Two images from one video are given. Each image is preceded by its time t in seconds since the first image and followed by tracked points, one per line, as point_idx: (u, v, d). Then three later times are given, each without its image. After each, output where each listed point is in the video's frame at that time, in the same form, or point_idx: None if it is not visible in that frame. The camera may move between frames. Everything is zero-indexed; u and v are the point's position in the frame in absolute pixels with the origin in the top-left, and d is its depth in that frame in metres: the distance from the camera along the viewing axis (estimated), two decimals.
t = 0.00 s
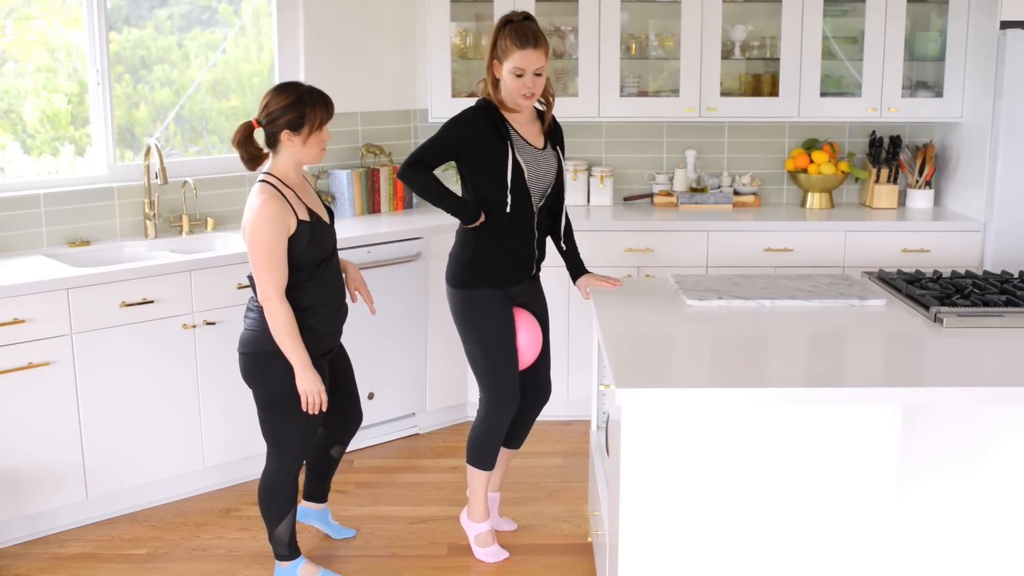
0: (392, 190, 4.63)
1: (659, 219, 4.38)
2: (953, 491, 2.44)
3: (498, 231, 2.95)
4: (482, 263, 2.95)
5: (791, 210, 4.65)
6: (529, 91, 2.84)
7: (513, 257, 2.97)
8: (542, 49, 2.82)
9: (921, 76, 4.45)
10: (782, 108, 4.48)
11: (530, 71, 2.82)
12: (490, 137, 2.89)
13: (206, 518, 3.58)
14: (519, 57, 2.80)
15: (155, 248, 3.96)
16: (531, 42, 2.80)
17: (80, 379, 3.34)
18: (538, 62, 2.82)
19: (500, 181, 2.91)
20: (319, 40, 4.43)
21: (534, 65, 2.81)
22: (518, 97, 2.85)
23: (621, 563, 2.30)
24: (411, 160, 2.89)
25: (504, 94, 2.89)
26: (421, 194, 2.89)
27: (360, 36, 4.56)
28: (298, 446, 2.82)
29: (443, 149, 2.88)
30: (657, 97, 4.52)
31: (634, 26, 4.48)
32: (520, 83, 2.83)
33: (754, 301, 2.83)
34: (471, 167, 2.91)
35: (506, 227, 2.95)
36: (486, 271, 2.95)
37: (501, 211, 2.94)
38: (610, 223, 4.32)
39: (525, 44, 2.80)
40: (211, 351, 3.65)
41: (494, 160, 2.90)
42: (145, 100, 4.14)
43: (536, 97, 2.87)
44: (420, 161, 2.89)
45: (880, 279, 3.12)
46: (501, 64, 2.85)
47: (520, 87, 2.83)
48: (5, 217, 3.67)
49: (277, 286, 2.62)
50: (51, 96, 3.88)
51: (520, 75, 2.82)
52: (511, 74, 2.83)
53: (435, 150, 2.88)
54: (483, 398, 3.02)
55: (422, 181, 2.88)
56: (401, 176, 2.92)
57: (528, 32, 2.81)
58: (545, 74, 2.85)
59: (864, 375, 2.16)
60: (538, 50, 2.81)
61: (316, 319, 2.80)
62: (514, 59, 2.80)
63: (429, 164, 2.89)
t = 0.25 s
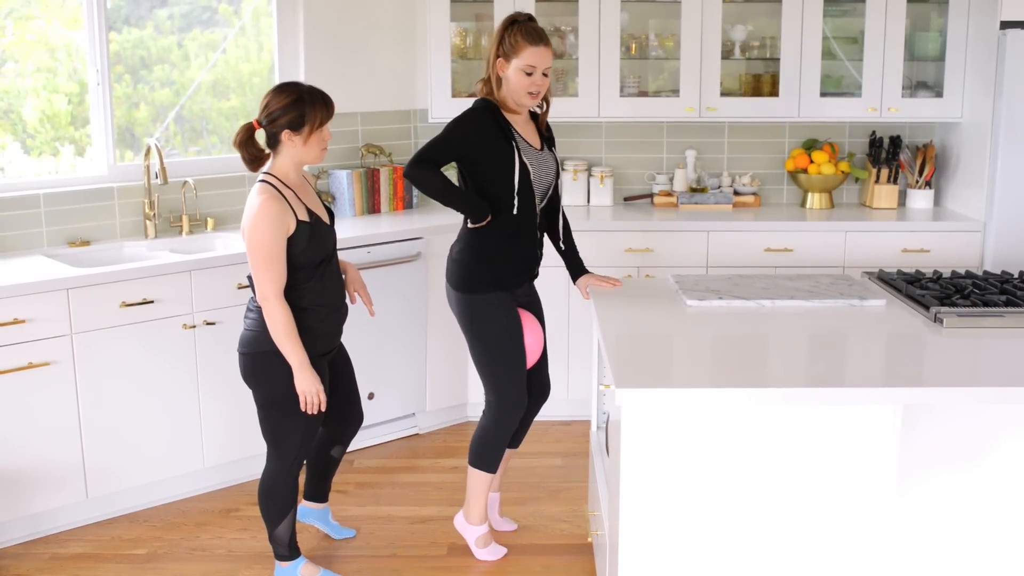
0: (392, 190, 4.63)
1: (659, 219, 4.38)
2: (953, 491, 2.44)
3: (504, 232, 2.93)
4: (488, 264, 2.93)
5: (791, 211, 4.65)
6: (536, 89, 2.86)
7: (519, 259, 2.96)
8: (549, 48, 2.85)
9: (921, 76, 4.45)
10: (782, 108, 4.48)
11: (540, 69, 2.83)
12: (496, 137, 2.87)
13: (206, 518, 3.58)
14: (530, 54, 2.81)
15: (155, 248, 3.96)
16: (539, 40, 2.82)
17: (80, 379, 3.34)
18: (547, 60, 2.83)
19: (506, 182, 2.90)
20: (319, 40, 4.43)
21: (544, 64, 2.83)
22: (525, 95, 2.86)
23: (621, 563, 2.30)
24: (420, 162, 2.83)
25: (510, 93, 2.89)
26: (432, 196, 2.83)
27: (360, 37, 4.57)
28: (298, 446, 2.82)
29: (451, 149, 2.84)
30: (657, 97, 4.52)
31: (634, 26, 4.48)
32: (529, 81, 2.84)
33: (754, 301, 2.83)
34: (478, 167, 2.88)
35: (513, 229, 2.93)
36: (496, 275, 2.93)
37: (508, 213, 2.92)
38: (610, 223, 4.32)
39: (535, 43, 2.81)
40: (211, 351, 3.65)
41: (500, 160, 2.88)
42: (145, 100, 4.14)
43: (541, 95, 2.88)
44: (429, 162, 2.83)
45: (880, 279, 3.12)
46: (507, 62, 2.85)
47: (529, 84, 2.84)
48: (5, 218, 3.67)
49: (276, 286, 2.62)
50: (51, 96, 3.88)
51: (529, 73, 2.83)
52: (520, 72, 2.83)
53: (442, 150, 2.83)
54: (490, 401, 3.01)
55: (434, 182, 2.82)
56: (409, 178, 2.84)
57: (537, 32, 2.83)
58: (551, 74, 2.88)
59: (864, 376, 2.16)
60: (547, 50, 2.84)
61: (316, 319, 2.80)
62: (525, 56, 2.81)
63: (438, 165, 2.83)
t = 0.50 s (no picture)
0: (392, 190, 4.63)
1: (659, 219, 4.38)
2: (953, 491, 2.44)
3: (513, 232, 2.89)
4: (496, 265, 2.88)
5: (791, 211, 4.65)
6: (537, 85, 2.85)
7: (524, 259, 2.93)
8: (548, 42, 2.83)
9: (921, 76, 4.45)
10: (782, 108, 4.48)
11: (540, 64, 2.82)
12: (505, 136, 2.84)
13: (206, 518, 3.58)
14: (532, 49, 2.78)
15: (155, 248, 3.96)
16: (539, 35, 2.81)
17: (79, 379, 3.34)
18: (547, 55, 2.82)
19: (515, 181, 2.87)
20: (319, 40, 4.43)
21: (544, 59, 2.82)
22: (526, 91, 2.84)
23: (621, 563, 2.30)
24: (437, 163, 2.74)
25: (507, 88, 2.86)
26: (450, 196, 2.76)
27: (360, 37, 4.57)
28: (298, 446, 2.82)
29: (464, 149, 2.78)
30: (657, 98, 4.52)
31: (634, 26, 4.48)
32: (530, 76, 2.82)
33: (754, 301, 2.83)
34: (489, 166, 2.84)
35: (521, 228, 2.90)
36: (504, 276, 2.89)
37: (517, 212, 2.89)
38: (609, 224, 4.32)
39: (536, 38, 2.79)
40: (211, 351, 3.65)
41: (509, 159, 2.85)
42: (145, 100, 4.14)
43: (540, 90, 2.87)
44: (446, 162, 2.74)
45: (880, 279, 3.11)
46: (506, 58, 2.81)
47: (530, 80, 2.82)
48: (5, 218, 3.67)
49: (277, 286, 2.62)
50: (51, 96, 3.88)
51: (531, 69, 2.81)
52: (522, 68, 2.80)
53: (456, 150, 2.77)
54: (494, 402, 3.01)
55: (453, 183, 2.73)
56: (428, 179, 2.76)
57: (534, 27, 2.81)
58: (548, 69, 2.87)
59: (864, 376, 2.16)
60: (545, 45, 2.83)
61: (316, 319, 2.80)
62: (527, 52, 2.78)
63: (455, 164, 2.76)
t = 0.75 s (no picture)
0: (392, 190, 4.63)
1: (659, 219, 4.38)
2: (953, 491, 2.44)
3: (516, 233, 2.88)
4: (496, 265, 2.87)
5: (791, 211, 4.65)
6: (535, 81, 2.85)
7: (526, 260, 2.93)
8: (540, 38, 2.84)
9: (921, 76, 4.45)
10: (782, 108, 4.48)
11: (536, 59, 2.82)
12: (507, 134, 2.82)
13: (206, 518, 3.57)
14: (527, 45, 2.79)
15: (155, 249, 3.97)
16: (532, 31, 2.82)
17: (79, 379, 3.34)
18: (541, 50, 2.83)
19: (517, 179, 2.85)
20: (319, 41, 4.43)
21: (540, 54, 2.83)
22: (526, 87, 2.84)
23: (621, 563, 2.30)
24: (452, 157, 2.76)
25: (506, 87, 2.85)
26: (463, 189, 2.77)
27: (360, 37, 4.57)
28: (298, 446, 2.82)
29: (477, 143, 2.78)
30: (657, 98, 4.52)
31: (634, 26, 4.48)
32: (528, 72, 2.82)
33: (754, 301, 2.83)
34: (494, 163, 2.83)
35: (522, 227, 2.89)
36: (506, 278, 2.89)
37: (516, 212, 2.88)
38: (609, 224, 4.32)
39: (531, 33, 2.80)
40: (211, 351, 3.65)
41: (511, 157, 2.83)
42: (145, 100, 4.14)
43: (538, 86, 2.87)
44: (463, 155, 2.75)
45: (880, 280, 3.11)
46: (502, 57, 2.81)
47: (529, 76, 2.82)
48: (5, 218, 3.67)
49: (279, 285, 2.62)
50: (51, 96, 3.88)
51: (528, 64, 2.81)
52: (520, 64, 2.80)
53: (469, 145, 2.76)
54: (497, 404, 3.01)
55: (468, 176, 2.75)
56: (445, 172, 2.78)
57: (526, 24, 2.82)
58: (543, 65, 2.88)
59: (864, 376, 2.16)
60: (540, 40, 2.84)
61: (316, 320, 2.80)
62: (524, 47, 2.79)
63: (470, 159, 2.76)
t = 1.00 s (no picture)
0: (392, 190, 4.63)
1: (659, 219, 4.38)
2: (953, 490, 2.44)
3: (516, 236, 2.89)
4: (495, 266, 2.87)
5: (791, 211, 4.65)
6: (535, 81, 2.85)
7: (525, 261, 2.93)
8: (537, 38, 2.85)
9: (921, 76, 4.45)
10: (782, 108, 4.48)
11: (535, 60, 2.83)
12: (507, 140, 2.83)
13: (206, 519, 3.57)
14: (526, 46, 2.79)
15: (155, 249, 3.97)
16: (529, 31, 2.82)
17: (79, 379, 3.34)
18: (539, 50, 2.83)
19: (515, 187, 2.88)
20: (318, 41, 4.43)
21: (539, 55, 2.83)
22: (526, 88, 2.84)
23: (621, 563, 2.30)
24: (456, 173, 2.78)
25: (506, 89, 2.85)
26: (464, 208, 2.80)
27: (360, 38, 4.57)
28: (298, 447, 2.82)
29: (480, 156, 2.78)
30: (657, 98, 4.52)
31: (634, 26, 4.48)
32: (528, 73, 2.82)
33: (754, 301, 2.83)
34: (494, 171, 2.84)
35: (520, 230, 2.90)
36: (506, 278, 2.89)
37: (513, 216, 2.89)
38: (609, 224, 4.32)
39: (528, 35, 2.81)
40: (210, 351, 3.65)
41: (511, 163, 2.84)
42: (145, 101, 4.14)
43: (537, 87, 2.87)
44: (466, 170, 2.77)
45: (880, 280, 3.11)
46: (501, 59, 2.81)
47: (529, 76, 2.83)
48: (5, 218, 3.67)
49: (280, 283, 2.62)
50: (51, 96, 3.88)
51: (527, 65, 2.82)
52: (519, 65, 2.81)
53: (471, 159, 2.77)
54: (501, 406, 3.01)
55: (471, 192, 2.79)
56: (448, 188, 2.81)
57: (523, 26, 2.83)
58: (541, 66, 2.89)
59: (864, 376, 2.16)
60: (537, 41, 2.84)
61: (317, 320, 2.80)
62: (523, 49, 2.79)
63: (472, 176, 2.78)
